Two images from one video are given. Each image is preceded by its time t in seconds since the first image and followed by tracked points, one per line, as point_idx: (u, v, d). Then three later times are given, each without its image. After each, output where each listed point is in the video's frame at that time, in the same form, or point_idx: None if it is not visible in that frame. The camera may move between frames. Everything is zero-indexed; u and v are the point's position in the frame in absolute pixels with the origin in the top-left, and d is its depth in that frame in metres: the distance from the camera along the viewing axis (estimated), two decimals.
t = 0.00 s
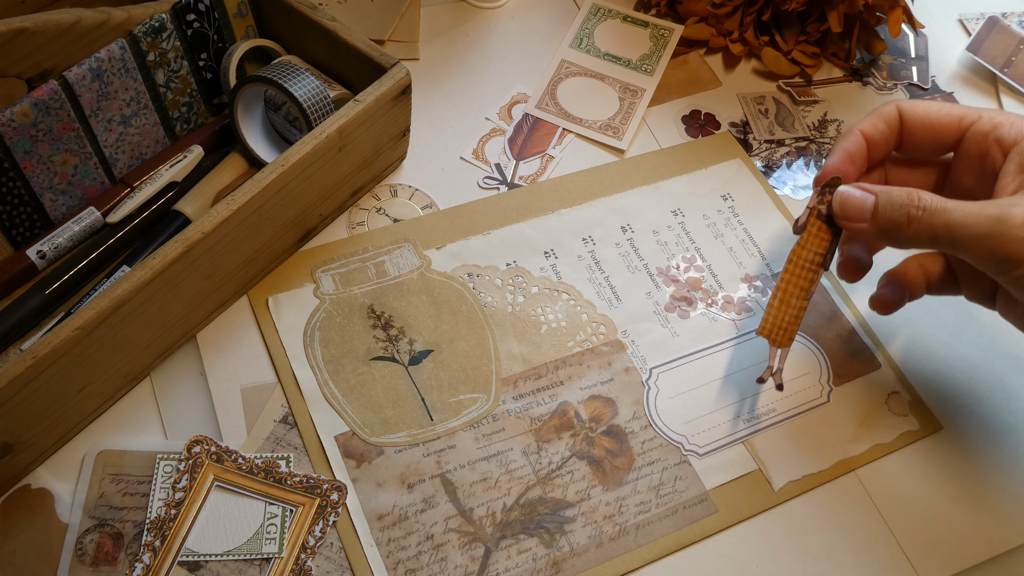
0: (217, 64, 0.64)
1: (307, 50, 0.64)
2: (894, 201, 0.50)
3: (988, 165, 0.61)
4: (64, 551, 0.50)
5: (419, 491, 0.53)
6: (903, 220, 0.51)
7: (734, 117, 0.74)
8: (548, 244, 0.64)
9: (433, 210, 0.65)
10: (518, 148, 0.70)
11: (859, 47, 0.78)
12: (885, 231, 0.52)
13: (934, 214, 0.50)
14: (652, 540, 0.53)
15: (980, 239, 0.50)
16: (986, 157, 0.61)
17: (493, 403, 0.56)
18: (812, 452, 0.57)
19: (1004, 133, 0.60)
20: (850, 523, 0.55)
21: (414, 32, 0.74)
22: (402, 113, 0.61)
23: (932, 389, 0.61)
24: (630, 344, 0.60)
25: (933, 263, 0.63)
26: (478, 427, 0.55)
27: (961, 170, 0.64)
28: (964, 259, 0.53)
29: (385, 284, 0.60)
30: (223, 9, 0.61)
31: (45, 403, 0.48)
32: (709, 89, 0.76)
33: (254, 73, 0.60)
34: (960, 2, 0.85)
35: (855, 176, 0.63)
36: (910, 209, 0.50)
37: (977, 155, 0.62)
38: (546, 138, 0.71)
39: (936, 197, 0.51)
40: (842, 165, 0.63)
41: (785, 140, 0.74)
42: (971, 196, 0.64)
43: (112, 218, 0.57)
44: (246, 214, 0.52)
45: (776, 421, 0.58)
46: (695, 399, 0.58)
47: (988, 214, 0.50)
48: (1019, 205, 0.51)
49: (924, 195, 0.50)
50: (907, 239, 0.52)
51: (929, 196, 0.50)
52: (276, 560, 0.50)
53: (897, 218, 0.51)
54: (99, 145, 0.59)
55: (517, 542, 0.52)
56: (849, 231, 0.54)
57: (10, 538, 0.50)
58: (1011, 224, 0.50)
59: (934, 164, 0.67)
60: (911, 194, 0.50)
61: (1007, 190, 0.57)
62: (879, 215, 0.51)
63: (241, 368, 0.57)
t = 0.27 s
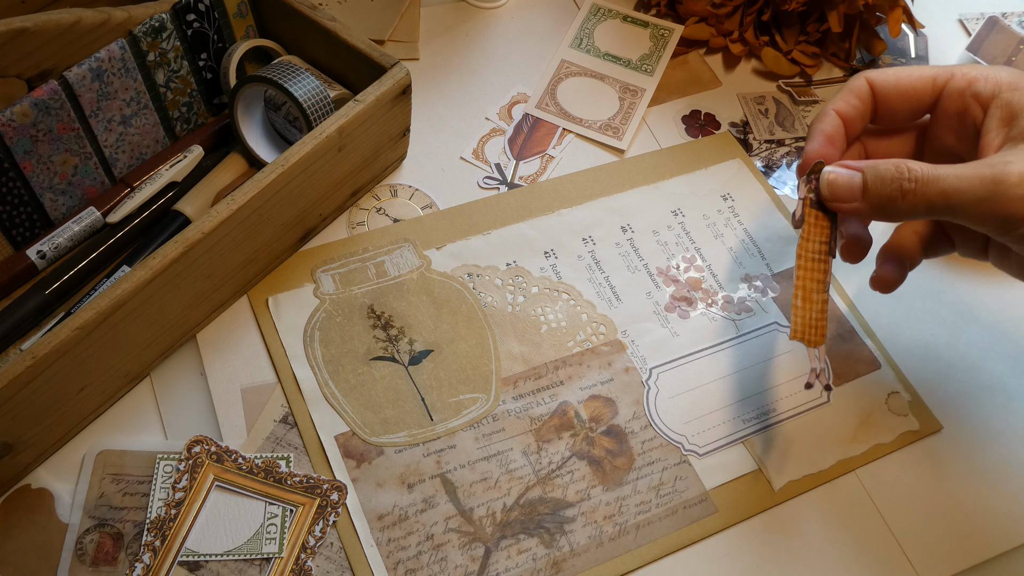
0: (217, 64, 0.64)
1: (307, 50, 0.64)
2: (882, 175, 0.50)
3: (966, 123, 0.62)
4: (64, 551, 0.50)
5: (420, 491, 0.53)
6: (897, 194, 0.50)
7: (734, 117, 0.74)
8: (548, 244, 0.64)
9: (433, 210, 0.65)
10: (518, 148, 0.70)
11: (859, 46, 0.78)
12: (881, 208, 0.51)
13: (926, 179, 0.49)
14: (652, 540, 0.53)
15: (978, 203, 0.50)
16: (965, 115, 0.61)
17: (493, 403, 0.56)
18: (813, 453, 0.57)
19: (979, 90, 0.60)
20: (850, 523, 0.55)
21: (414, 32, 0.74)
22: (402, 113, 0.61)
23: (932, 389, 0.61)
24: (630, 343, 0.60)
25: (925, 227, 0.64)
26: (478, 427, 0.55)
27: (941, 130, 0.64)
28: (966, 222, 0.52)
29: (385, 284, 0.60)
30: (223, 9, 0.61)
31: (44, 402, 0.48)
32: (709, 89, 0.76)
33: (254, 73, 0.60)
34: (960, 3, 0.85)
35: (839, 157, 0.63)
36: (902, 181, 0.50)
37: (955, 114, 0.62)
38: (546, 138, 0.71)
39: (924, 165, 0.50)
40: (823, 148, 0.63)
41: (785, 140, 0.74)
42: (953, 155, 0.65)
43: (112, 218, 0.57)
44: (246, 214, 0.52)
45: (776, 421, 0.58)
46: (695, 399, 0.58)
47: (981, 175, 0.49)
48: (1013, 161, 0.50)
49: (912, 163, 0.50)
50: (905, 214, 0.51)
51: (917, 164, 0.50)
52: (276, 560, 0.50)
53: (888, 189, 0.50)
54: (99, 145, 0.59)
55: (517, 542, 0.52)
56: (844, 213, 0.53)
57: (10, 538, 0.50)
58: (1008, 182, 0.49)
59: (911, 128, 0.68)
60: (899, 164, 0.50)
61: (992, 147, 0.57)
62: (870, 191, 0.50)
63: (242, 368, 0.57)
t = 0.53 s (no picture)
0: (217, 64, 0.64)
1: (307, 50, 0.64)
2: (859, 152, 0.53)
3: (938, 89, 0.63)
4: (64, 551, 0.50)
5: (420, 491, 0.53)
6: (878, 165, 0.53)
7: (734, 117, 0.75)
8: (548, 244, 0.64)
9: (433, 210, 0.65)
10: (518, 148, 0.70)
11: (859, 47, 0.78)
12: (866, 183, 0.54)
13: (899, 147, 0.52)
14: (652, 540, 0.53)
15: (955, 164, 0.52)
16: (934, 83, 0.63)
17: (493, 403, 0.56)
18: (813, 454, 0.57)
19: (944, 58, 0.61)
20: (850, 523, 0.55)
21: (414, 32, 0.74)
22: (402, 113, 0.61)
23: (932, 389, 0.61)
24: (630, 343, 0.60)
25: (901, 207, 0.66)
26: (478, 427, 0.55)
27: (913, 101, 0.65)
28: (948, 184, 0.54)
29: (385, 284, 0.60)
30: (223, 9, 0.61)
31: (45, 402, 0.48)
32: (709, 89, 0.76)
33: (254, 73, 0.60)
34: (960, 3, 0.85)
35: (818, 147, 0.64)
36: (879, 155, 0.53)
37: (925, 84, 0.63)
38: (546, 138, 0.71)
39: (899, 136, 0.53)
40: (802, 141, 0.64)
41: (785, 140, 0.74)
42: (933, 121, 0.65)
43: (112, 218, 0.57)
44: (246, 214, 0.52)
45: (776, 420, 0.58)
46: (695, 398, 0.58)
47: (952, 138, 0.52)
48: (980, 118, 0.53)
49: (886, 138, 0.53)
50: (892, 182, 0.54)
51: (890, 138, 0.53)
52: (276, 560, 0.50)
53: (868, 164, 0.53)
54: (99, 145, 0.59)
55: (517, 542, 0.52)
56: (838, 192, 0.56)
57: (10, 538, 0.50)
58: (976, 140, 0.51)
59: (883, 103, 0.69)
60: (874, 139, 0.53)
61: (960, 108, 0.59)
62: (852, 168, 0.54)
63: (241, 368, 0.57)
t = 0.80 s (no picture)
0: (217, 64, 0.64)
1: (307, 50, 0.64)
2: (836, 175, 0.56)
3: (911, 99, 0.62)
4: (64, 551, 0.50)
5: (420, 492, 0.53)
6: (855, 187, 0.56)
7: (734, 117, 0.75)
8: (548, 245, 0.64)
9: (433, 210, 0.65)
10: (518, 148, 0.70)
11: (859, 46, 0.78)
12: (849, 201, 0.58)
13: (872, 169, 0.55)
14: (652, 539, 0.53)
15: (924, 182, 0.55)
16: (900, 92, 0.62)
17: (493, 403, 0.56)
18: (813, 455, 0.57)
19: (911, 70, 0.61)
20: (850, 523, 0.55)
21: (414, 32, 0.74)
22: (402, 113, 0.61)
23: (931, 389, 0.61)
24: (630, 343, 0.60)
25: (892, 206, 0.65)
26: (478, 428, 0.55)
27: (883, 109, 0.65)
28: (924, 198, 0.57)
29: (385, 284, 0.60)
30: (223, 9, 0.61)
31: (45, 402, 0.48)
32: (709, 89, 0.76)
33: (254, 73, 0.60)
34: (960, 2, 0.85)
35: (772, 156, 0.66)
36: (855, 177, 0.56)
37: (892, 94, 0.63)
38: (546, 138, 0.71)
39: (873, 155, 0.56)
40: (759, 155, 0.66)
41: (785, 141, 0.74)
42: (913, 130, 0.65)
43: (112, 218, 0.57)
44: (246, 214, 0.52)
45: (775, 421, 0.58)
46: (695, 398, 0.58)
47: (918, 159, 0.54)
48: (944, 137, 0.54)
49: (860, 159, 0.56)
50: (872, 199, 0.58)
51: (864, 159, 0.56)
52: (276, 560, 0.50)
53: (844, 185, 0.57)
54: (99, 145, 0.59)
55: (517, 542, 0.52)
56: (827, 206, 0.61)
57: (10, 539, 0.50)
58: (942, 160, 0.53)
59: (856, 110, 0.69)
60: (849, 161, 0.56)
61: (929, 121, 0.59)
62: (832, 189, 0.57)
63: (241, 368, 0.57)
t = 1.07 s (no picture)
0: (217, 64, 0.64)
1: (307, 50, 0.64)
2: (853, 217, 0.56)
3: (932, 134, 0.61)
4: (64, 551, 0.50)
5: (413, 494, 0.53)
6: (874, 229, 0.56)
7: (734, 118, 0.75)
8: (548, 248, 0.64)
9: (433, 211, 0.65)
10: (518, 148, 0.70)
11: (859, 46, 0.78)
12: (866, 243, 0.57)
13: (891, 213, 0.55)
14: (645, 548, 0.53)
15: (944, 226, 0.54)
16: (922, 126, 0.61)
17: (489, 407, 0.56)
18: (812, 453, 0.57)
19: (930, 105, 0.60)
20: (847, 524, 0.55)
21: (414, 32, 0.74)
22: (402, 113, 0.61)
23: (927, 391, 0.61)
24: (628, 350, 0.60)
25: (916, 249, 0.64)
26: (472, 431, 0.55)
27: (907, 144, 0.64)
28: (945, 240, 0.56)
29: (382, 286, 0.60)
30: (223, 9, 0.61)
31: (45, 402, 0.48)
32: (709, 89, 0.76)
33: (254, 73, 0.60)
34: (960, 2, 0.85)
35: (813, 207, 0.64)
36: (873, 220, 0.55)
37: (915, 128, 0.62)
38: (546, 138, 0.71)
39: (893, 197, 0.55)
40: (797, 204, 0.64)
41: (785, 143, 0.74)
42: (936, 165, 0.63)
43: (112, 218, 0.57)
44: (246, 214, 0.52)
45: (772, 432, 0.58)
46: (691, 407, 0.58)
47: (937, 203, 0.53)
48: (963, 179, 0.53)
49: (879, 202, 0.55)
50: (891, 240, 0.57)
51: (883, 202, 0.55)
52: (276, 560, 0.50)
53: (861, 226, 0.56)
54: (99, 145, 0.59)
55: (509, 547, 0.52)
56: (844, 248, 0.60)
57: (10, 538, 0.50)
58: (962, 205, 0.53)
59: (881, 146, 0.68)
60: (867, 203, 0.55)
61: (949, 157, 0.58)
62: (850, 231, 0.57)
63: (241, 368, 0.57)
